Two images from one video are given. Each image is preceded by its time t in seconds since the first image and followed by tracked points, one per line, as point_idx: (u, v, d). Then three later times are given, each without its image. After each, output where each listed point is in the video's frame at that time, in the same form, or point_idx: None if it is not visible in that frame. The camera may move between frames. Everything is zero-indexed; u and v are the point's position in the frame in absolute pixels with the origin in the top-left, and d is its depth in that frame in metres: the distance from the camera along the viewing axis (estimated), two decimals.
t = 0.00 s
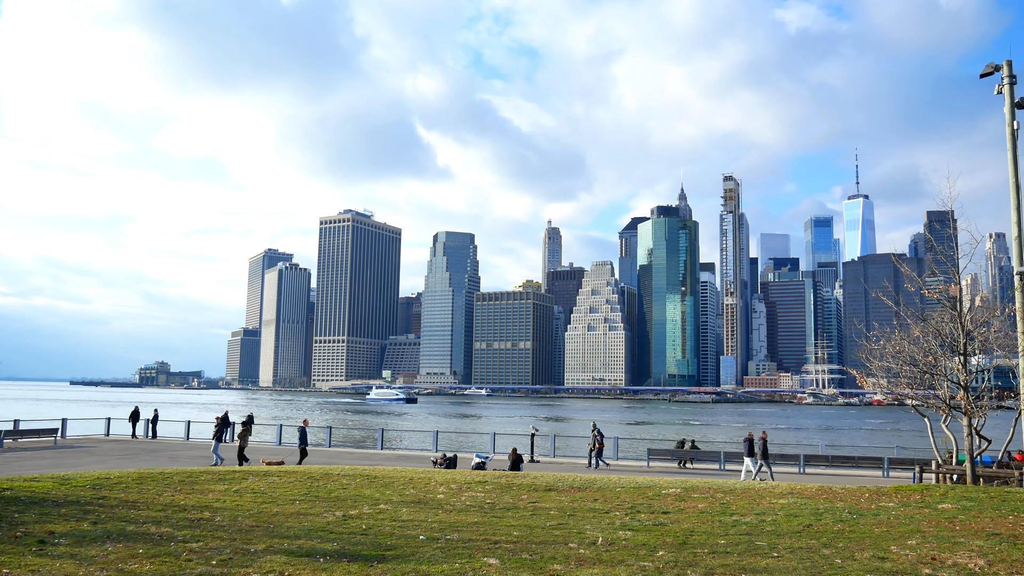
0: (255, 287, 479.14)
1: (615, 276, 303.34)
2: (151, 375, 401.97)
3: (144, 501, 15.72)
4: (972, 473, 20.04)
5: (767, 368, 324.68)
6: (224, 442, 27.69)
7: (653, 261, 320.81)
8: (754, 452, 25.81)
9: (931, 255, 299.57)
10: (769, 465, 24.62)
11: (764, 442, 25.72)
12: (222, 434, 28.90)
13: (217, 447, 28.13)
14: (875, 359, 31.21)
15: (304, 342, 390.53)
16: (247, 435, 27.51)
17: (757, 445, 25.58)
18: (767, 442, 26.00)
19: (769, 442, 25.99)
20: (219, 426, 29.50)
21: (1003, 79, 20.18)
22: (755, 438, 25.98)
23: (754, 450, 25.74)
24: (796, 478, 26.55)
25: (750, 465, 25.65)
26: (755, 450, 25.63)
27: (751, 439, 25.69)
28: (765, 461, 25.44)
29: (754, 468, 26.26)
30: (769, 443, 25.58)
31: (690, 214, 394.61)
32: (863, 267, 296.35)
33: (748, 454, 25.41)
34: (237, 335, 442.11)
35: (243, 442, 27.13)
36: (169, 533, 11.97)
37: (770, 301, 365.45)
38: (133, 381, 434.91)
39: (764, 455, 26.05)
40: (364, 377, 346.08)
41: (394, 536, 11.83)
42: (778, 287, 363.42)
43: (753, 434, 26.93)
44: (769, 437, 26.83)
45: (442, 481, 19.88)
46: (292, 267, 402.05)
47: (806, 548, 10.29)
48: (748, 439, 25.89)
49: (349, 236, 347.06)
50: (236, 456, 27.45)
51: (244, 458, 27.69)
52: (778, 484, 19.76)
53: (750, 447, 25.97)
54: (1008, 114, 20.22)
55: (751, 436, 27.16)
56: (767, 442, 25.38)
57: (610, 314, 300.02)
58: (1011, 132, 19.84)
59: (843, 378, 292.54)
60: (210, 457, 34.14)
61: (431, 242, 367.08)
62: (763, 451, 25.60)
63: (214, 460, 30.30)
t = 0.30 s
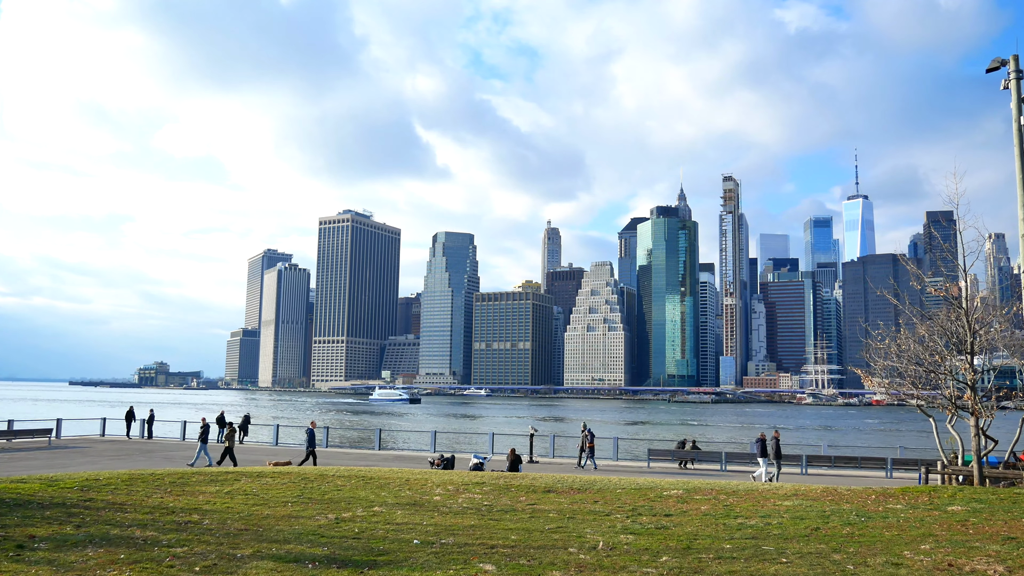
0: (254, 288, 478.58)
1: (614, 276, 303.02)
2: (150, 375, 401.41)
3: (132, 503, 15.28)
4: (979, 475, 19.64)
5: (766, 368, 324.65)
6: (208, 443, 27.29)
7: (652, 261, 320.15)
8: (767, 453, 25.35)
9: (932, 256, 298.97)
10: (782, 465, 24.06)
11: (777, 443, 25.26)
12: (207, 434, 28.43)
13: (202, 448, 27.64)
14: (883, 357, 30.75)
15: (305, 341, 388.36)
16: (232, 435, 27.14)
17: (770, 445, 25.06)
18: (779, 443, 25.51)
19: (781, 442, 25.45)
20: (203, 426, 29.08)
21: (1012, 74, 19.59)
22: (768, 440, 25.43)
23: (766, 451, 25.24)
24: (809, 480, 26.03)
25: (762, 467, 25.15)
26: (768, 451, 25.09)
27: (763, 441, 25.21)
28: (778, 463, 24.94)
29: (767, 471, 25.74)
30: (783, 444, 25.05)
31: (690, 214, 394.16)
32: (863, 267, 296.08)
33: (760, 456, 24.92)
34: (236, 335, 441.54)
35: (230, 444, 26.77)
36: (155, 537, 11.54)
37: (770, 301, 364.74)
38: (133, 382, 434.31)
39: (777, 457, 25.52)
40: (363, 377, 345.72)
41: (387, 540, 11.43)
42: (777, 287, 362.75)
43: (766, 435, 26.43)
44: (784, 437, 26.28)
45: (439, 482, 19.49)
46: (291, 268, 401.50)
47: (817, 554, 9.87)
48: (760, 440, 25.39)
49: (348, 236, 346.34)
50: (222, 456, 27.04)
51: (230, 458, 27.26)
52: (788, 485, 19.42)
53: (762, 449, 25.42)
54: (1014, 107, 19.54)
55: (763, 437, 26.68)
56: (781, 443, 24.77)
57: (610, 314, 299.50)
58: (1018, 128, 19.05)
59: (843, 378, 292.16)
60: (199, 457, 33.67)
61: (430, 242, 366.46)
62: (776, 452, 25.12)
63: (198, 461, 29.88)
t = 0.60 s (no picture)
0: (253, 287, 477.74)
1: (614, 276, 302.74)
2: (149, 375, 400.62)
3: (118, 505, 14.83)
4: (987, 476, 19.28)
5: (765, 367, 324.35)
6: (193, 443, 26.89)
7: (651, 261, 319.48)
8: (779, 453, 24.66)
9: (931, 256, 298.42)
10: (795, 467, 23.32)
11: (788, 443, 24.63)
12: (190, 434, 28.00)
13: (186, 447, 27.23)
14: (889, 357, 30.27)
15: (303, 340, 388.61)
16: (216, 435, 26.72)
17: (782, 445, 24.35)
18: (791, 443, 24.80)
19: (795, 442, 24.70)
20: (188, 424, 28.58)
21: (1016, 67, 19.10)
22: (780, 440, 24.70)
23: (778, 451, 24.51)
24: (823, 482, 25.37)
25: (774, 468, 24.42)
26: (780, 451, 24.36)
27: (774, 440, 24.59)
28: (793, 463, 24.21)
29: (779, 470, 25.09)
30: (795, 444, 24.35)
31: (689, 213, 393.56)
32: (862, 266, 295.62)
33: (771, 457, 24.21)
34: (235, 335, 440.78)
35: (214, 443, 26.37)
36: (138, 541, 11.14)
37: (769, 301, 364.23)
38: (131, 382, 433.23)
39: (789, 456, 24.92)
40: (362, 377, 345.14)
41: (381, 545, 10.96)
42: (777, 287, 362.28)
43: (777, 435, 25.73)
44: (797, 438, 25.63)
45: (435, 484, 19.07)
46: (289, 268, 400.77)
47: (827, 560, 9.44)
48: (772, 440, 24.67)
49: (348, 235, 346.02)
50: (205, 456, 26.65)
51: (213, 457, 26.89)
52: (794, 486, 18.96)
53: (774, 447, 24.77)
54: None
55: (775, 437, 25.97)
56: (793, 444, 24.05)
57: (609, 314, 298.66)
58: None
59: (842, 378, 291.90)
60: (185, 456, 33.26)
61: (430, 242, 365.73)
62: (787, 452, 24.42)
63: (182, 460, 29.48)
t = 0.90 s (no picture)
0: (252, 287, 477.08)
1: (613, 276, 302.41)
2: (148, 375, 399.83)
3: (105, 506, 14.40)
4: (994, 475, 18.95)
5: (765, 367, 324.04)
6: (178, 442, 26.23)
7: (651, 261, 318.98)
8: (793, 452, 24.25)
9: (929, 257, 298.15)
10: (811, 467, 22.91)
11: (802, 443, 24.06)
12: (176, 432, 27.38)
13: (173, 447, 26.64)
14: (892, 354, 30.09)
15: (302, 340, 388.48)
16: (202, 433, 26.09)
17: (797, 444, 23.96)
18: (806, 441, 24.38)
19: (809, 441, 24.29)
20: (175, 422, 27.98)
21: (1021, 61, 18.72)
22: (794, 438, 24.30)
23: (792, 451, 24.09)
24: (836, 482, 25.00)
25: (789, 468, 24.00)
26: (795, 450, 23.99)
27: (788, 441, 24.01)
28: (807, 465, 23.65)
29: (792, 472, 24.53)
30: (809, 443, 23.82)
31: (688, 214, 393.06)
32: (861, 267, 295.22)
33: (786, 456, 23.79)
34: (234, 335, 440.09)
35: (201, 441, 25.75)
36: (124, 543, 10.78)
37: (768, 301, 363.73)
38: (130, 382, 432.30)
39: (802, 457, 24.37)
40: (362, 377, 344.52)
41: (373, 548, 10.58)
42: (776, 286, 361.85)
43: (791, 435, 25.36)
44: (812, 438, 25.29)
45: (431, 483, 18.70)
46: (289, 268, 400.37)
47: (838, 564, 9.05)
48: (786, 439, 24.27)
49: (347, 235, 345.54)
50: (192, 455, 26.05)
51: (200, 455, 26.30)
52: (802, 485, 18.58)
53: (788, 449, 24.20)
54: None
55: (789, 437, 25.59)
56: (809, 444, 23.65)
57: (608, 314, 298.19)
58: None
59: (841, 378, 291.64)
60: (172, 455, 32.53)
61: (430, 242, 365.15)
62: (803, 453, 23.85)
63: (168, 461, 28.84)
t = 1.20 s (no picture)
0: (252, 287, 476.62)
1: (612, 276, 302.01)
2: (148, 375, 399.40)
3: (94, 509, 13.96)
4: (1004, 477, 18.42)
5: (765, 368, 323.71)
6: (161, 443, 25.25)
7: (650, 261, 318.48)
8: (806, 454, 23.52)
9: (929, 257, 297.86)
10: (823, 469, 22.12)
11: (815, 443, 23.35)
12: (161, 433, 26.69)
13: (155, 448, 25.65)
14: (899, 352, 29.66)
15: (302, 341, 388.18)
16: (185, 434, 25.02)
17: (810, 445, 23.09)
18: (818, 443, 23.60)
19: (824, 443, 23.37)
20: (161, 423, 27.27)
21: None
22: (808, 440, 23.38)
23: (805, 452, 23.26)
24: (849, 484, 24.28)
25: (802, 470, 23.23)
26: (808, 452, 23.08)
27: (800, 441, 23.30)
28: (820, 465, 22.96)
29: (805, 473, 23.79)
30: (822, 444, 23.15)
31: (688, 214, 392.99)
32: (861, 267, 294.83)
33: (799, 458, 22.94)
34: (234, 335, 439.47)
35: (183, 442, 24.61)
36: (109, 550, 10.38)
37: (768, 301, 363.34)
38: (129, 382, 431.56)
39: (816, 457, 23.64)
40: (361, 377, 343.93)
41: (367, 554, 10.16)
42: (775, 287, 361.30)
43: (804, 436, 24.50)
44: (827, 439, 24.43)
45: (429, 485, 18.34)
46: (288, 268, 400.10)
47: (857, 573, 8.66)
48: (799, 441, 23.36)
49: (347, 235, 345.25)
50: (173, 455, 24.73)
51: (183, 458, 25.09)
52: (810, 489, 18.19)
53: (801, 449, 23.47)
54: None
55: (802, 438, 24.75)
56: (822, 445, 22.78)
57: (608, 314, 297.71)
58: None
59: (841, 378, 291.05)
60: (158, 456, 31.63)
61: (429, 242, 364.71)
62: (815, 453, 23.18)
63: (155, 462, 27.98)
